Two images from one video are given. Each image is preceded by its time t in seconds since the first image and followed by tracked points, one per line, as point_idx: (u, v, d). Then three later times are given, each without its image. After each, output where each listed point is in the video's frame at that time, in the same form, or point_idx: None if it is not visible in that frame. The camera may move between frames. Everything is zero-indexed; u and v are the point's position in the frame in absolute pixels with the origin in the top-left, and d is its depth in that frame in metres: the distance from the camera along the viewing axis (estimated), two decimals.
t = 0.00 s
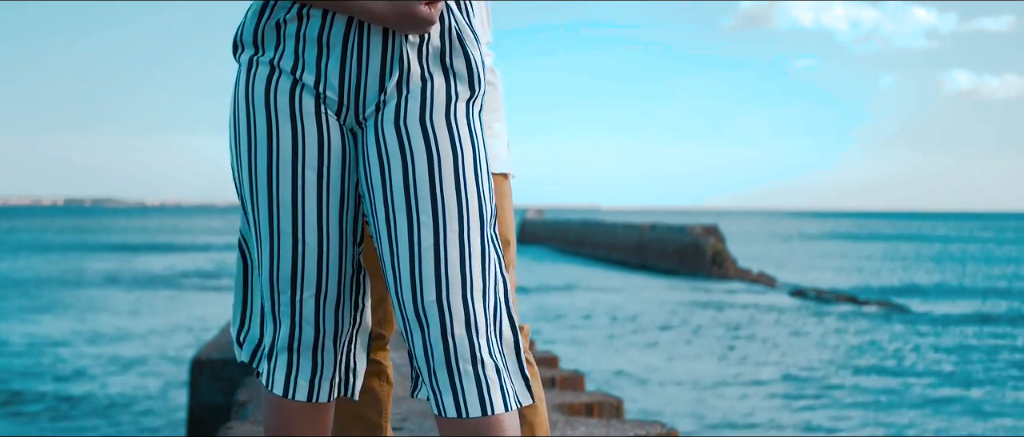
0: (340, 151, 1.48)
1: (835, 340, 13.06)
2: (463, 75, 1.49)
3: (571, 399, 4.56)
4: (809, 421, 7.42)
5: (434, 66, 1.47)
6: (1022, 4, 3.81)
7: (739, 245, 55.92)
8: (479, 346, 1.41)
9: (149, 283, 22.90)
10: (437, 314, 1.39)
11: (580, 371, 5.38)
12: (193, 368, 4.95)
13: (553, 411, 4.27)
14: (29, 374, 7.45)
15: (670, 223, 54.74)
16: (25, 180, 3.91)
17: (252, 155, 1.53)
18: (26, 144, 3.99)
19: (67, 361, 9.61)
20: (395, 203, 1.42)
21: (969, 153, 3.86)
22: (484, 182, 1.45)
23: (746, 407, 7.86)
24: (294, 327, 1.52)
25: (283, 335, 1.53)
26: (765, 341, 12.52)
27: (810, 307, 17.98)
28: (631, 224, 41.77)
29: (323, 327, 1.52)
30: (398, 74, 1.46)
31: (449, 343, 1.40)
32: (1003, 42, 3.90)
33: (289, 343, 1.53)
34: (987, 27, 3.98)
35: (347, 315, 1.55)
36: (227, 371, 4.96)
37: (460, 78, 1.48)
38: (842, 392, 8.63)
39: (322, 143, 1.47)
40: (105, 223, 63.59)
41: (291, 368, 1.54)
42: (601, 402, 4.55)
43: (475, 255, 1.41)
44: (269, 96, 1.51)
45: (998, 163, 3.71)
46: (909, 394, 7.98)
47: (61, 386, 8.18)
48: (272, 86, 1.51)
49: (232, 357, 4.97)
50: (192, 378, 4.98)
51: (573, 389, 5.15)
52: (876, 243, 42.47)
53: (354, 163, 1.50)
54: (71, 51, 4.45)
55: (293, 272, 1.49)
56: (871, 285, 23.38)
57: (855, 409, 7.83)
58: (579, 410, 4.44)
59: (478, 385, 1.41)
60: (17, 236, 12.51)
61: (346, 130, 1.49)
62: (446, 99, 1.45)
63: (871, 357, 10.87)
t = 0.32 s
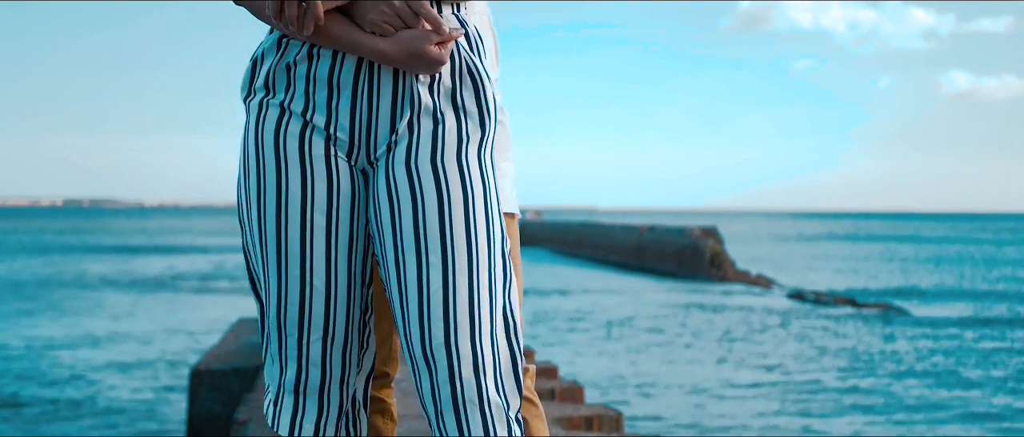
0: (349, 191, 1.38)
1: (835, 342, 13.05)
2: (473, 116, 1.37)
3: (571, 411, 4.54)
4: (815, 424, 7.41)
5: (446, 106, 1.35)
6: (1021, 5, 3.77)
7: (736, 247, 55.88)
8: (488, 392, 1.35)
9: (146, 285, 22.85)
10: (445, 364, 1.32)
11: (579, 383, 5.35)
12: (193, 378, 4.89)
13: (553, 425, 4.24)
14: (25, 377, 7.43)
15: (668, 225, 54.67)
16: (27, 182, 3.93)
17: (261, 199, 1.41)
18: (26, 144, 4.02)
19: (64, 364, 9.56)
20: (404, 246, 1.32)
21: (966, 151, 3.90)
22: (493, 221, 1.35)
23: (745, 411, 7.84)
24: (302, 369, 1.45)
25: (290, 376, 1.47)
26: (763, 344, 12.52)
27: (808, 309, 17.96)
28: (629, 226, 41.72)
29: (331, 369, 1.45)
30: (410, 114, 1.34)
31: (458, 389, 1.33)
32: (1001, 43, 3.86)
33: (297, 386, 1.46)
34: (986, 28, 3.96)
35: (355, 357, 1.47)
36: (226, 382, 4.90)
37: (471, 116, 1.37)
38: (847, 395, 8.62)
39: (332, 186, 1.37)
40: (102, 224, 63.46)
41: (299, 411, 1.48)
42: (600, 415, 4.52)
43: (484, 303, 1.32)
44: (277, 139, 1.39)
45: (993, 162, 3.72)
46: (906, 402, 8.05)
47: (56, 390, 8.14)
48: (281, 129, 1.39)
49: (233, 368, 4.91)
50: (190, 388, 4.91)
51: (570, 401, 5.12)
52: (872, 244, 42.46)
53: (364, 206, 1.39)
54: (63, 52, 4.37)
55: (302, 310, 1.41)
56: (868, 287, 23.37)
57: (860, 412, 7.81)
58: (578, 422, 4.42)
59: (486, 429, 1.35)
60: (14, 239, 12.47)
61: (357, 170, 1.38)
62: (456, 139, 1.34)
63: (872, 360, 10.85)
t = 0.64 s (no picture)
0: (357, 231, 1.29)
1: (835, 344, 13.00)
2: (483, 154, 1.31)
3: (568, 423, 4.47)
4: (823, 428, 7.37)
5: (455, 144, 1.30)
6: (1017, 5, 3.72)
7: (734, 247, 55.78)
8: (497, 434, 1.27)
9: (142, 287, 22.73)
10: (454, 403, 1.25)
11: (577, 393, 5.22)
12: (192, 386, 4.80)
13: None
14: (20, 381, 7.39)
15: (666, 225, 54.56)
16: (22, 182, 3.89)
17: (267, 240, 1.31)
18: (24, 142, 3.88)
19: (57, 368, 9.49)
20: (412, 288, 1.25)
21: (973, 157, 3.85)
22: (505, 264, 1.28)
23: (742, 411, 7.91)
24: (306, 411, 1.33)
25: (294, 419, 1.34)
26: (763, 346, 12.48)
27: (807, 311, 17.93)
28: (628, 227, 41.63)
29: (337, 412, 1.33)
30: (418, 153, 1.27)
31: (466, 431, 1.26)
32: (998, 41, 3.86)
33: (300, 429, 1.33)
34: (985, 28, 3.97)
35: (362, 399, 1.36)
36: (224, 392, 4.81)
37: (481, 155, 1.31)
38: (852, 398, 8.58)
39: (338, 223, 1.28)
40: (100, 225, 63.32)
41: None
42: (598, 426, 4.45)
43: (493, 352, 1.25)
44: (283, 184, 1.30)
45: (995, 166, 3.67)
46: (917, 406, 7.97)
47: (51, 396, 8.07)
48: (289, 169, 1.31)
49: (234, 377, 4.83)
50: (188, 397, 4.82)
51: (569, 413, 5.00)
52: (871, 244, 42.38)
53: (372, 245, 1.31)
54: (55, 59, 4.36)
55: (308, 354, 1.31)
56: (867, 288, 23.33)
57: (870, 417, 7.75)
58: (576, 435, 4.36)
59: None
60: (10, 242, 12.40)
61: (367, 208, 1.31)
62: (467, 185, 1.27)
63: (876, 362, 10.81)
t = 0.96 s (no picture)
0: (364, 269, 1.31)
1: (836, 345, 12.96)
2: (493, 190, 1.30)
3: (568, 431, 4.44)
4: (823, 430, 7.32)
5: (464, 179, 1.29)
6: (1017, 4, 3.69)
7: (733, 247, 55.61)
8: None
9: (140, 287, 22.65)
10: None
11: (576, 402, 5.17)
12: (191, 396, 4.73)
13: None
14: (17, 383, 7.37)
15: (665, 225, 54.44)
16: (15, 183, 3.84)
17: (276, 276, 1.32)
18: (26, 143, 3.90)
19: (55, 370, 9.46)
20: (420, 325, 1.25)
21: (978, 156, 3.80)
22: (514, 302, 1.26)
23: (741, 410, 7.94)
24: None
25: None
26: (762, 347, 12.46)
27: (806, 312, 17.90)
28: (627, 227, 41.50)
29: None
30: (427, 190, 1.28)
31: None
32: (998, 41, 3.82)
33: None
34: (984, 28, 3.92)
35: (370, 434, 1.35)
36: (222, 400, 4.73)
37: (491, 191, 1.30)
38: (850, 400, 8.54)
39: (346, 260, 1.29)
40: (98, 225, 63.21)
41: None
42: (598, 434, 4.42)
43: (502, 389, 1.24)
44: (292, 221, 1.31)
45: (999, 166, 3.62)
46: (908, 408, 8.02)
47: (47, 398, 8.03)
48: (297, 207, 1.31)
49: (233, 384, 4.76)
50: (187, 407, 4.74)
51: (569, 421, 4.94)
52: (870, 244, 42.23)
53: (379, 280, 1.32)
54: (50, 60, 4.33)
55: (313, 392, 1.30)
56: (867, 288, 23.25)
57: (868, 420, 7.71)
58: None
59: None
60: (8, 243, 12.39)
61: (375, 245, 1.32)
62: (475, 222, 1.26)
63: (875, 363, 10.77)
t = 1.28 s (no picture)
0: (371, 306, 1.41)
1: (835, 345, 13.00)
2: (500, 227, 1.38)
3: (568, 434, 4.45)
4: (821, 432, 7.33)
5: (470, 217, 1.39)
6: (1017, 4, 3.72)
7: (731, 247, 55.50)
8: None
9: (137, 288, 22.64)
10: None
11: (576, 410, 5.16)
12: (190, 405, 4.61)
13: None
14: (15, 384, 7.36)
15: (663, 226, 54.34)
16: (17, 183, 3.87)
17: (290, 312, 1.43)
18: (28, 142, 3.94)
19: (52, 371, 9.45)
20: (422, 356, 1.34)
21: (975, 156, 3.83)
22: (519, 337, 1.34)
23: (739, 412, 7.96)
24: None
25: None
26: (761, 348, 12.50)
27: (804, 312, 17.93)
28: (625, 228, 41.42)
29: None
30: (432, 226, 1.38)
31: None
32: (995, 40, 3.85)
33: None
34: (984, 27, 3.94)
35: None
36: (221, 409, 4.64)
37: (498, 228, 1.38)
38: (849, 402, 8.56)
39: (353, 297, 1.40)
40: (94, 225, 62.99)
41: None
42: None
43: (505, 418, 1.31)
44: (300, 262, 1.42)
45: (1000, 167, 3.63)
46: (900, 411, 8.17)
47: (48, 399, 8.07)
48: (309, 246, 1.43)
49: (231, 392, 4.67)
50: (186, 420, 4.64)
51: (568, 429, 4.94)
52: (868, 244, 42.14)
53: (386, 315, 1.42)
54: (53, 61, 4.36)
55: (321, 417, 1.42)
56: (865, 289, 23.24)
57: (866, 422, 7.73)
58: None
59: None
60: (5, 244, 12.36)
61: (385, 283, 1.43)
62: (482, 261, 1.34)
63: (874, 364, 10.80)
